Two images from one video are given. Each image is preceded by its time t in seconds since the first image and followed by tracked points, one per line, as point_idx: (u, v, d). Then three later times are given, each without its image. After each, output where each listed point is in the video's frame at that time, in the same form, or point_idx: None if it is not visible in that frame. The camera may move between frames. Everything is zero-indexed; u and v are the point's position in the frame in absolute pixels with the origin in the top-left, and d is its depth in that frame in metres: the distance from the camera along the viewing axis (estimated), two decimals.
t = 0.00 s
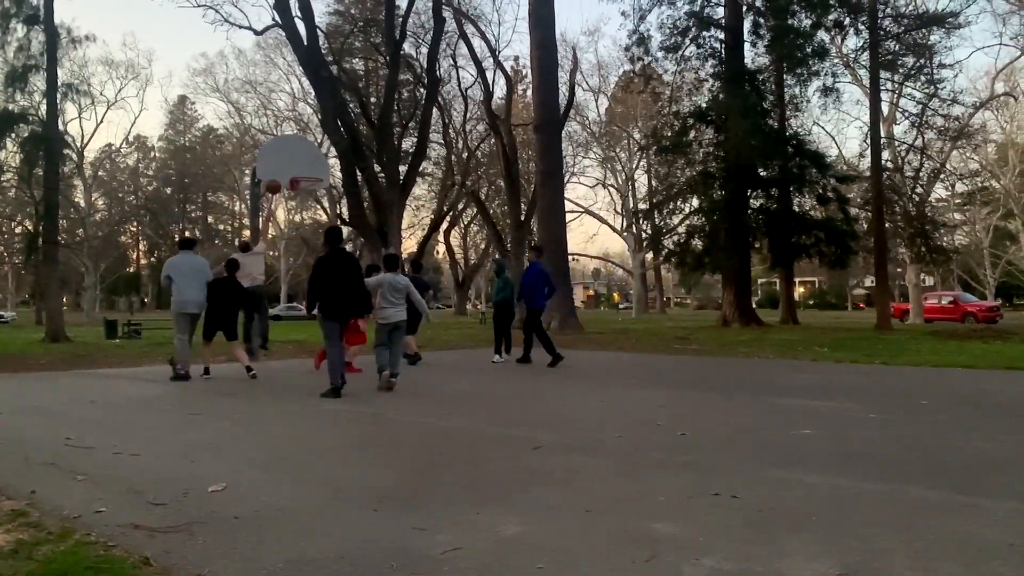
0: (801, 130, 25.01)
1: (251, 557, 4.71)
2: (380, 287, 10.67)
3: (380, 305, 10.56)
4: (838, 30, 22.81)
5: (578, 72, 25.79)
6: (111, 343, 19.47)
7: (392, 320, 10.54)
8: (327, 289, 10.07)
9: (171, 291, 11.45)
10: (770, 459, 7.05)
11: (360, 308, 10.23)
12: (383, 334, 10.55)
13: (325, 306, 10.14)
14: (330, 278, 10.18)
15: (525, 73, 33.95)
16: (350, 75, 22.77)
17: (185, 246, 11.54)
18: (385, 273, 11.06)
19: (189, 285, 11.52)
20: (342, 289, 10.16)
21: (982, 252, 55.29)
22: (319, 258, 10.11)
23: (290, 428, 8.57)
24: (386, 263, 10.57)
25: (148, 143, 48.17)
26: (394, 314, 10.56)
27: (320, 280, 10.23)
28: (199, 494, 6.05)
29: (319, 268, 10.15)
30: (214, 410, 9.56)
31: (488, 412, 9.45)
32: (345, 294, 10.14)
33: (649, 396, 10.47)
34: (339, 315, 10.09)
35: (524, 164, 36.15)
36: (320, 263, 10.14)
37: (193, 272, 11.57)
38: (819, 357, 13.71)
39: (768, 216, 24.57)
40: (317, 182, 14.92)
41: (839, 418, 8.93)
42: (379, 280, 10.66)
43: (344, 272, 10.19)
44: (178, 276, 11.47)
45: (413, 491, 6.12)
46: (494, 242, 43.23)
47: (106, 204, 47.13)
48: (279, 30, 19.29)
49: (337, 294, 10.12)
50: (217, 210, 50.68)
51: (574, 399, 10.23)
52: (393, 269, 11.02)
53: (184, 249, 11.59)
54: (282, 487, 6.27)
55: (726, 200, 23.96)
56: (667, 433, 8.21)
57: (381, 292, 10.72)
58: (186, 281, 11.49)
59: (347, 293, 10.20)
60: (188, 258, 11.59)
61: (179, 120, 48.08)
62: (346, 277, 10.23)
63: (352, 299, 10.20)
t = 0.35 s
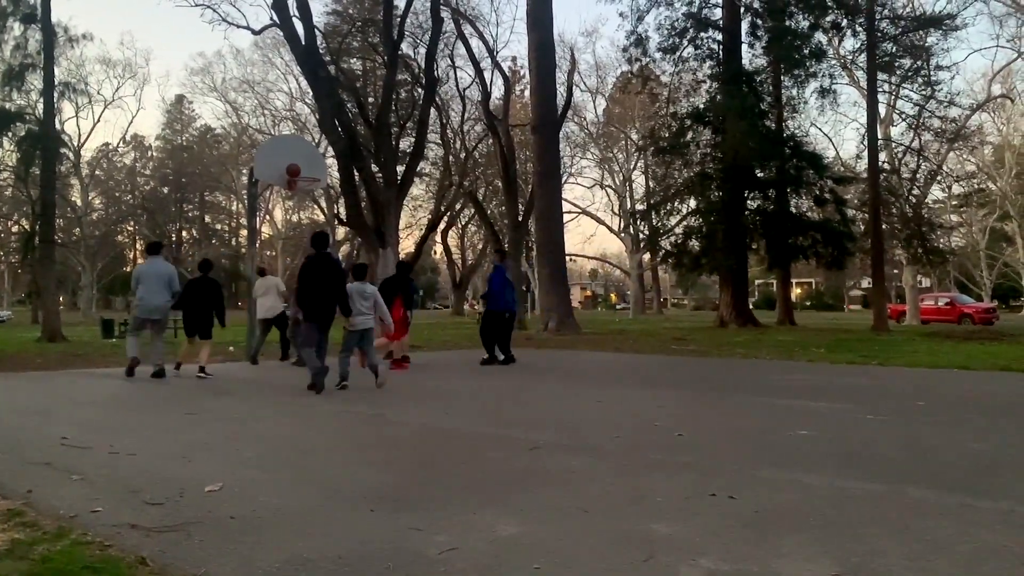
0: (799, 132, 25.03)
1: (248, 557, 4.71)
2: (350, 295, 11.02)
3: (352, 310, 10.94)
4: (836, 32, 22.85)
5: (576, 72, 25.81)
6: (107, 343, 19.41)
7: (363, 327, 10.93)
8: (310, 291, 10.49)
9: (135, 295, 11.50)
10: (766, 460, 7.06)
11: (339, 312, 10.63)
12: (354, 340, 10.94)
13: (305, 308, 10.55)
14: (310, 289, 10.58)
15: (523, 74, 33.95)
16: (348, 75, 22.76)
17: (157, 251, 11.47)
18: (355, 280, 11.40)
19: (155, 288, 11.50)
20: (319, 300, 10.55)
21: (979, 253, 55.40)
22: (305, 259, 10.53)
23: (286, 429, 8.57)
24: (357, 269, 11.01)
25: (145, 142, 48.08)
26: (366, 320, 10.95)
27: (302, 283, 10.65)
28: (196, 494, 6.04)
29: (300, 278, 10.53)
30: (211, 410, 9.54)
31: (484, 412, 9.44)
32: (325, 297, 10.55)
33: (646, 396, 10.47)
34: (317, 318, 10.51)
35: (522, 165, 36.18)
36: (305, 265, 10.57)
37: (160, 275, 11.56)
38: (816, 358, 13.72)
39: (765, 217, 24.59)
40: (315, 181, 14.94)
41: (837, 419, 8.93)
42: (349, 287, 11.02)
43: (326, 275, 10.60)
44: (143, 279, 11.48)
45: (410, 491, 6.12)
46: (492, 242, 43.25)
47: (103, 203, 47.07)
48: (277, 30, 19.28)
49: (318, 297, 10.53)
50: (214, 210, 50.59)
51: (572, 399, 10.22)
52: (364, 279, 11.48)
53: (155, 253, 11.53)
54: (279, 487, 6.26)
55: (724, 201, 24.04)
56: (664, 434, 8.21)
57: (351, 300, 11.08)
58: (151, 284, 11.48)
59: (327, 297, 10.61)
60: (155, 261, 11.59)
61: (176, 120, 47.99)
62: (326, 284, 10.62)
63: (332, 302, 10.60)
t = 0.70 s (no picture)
0: (798, 131, 25.01)
1: (247, 556, 4.71)
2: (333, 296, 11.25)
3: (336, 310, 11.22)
4: (835, 31, 22.85)
5: (575, 71, 25.78)
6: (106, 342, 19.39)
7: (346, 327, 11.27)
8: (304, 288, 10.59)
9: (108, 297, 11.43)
10: (765, 460, 7.06)
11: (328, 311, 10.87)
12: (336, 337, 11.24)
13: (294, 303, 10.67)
14: (301, 284, 10.67)
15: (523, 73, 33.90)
16: (348, 74, 22.72)
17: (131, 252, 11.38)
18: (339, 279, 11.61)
19: (128, 290, 11.36)
20: (310, 297, 10.68)
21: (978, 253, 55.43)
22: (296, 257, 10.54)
23: (284, 428, 8.56)
24: (342, 272, 11.24)
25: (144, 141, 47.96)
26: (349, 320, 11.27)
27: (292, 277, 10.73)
28: (194, 493, 6.03)
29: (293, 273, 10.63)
30: (209, 409, 9.53)
31: (483, 412, 9.44)
32: (316, 294, 10.69)
33: (645, 396, 10.45)
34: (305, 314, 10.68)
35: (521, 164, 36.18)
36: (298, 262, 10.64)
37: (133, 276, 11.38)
38: (816, 358, 13.71)
39: (764, 216, 24.59)
40: (314, 181, 14.92)
41: (836, 419, 8.91)
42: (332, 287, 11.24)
43: (316, 274, 10.70)
44: (116, 280, 11.36)
45: (408, 491, 6.11)
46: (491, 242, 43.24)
47: (102, 202, 47.00)
48: (276, 29, 19.25)
49: (310, 295, 10.66)
50: (213, 209, 50.47)
51: (571, 399, 10.21)
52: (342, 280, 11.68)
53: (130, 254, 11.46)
54: (277, 486, 6.25)
55: (722, 200, 24.06)
56: (662, 433, 8.21)
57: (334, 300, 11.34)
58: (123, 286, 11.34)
59: (318, 295, 10.75)
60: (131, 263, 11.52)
61: (175, 119, 47.91)
62: (315, 281, 10.70)
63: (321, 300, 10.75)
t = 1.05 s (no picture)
0: (797, 130, 24.96)
1: (247, 554, 4.69)
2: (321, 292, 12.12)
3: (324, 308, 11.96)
4: (834, 30, 22.84)
5: (573, 69, 25.71)
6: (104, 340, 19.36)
7: (332, 322, 11.99)
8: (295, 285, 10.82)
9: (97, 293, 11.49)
10: (765, 458, 7.06)
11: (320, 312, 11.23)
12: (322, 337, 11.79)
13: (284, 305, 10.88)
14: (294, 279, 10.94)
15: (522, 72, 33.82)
16: (346, 72, 22.64)
17: (116, 246, 11.41)
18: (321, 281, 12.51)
19: (113, 285, 11.37)
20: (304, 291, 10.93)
21: (975, 252, 55.51)
22: (288, 253, 10.87)
23: (283, 426, 8.55)
24: (329, 270, 12.17)
25: (143, 139, 47.94)
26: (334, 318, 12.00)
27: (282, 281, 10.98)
28: (192, 491, 6.02)
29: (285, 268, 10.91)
30: (209, 408, 9.51)
31: (482, 410, 9.42)
32: (308, 296, 10.97)
33: (644, 394, 10.45)
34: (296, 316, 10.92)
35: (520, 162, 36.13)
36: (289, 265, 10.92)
37: (119, 272, 11.41)
38: (814, 356, 13.71)
39: (763, 215, 24.65)
40: (312, 180, 14.89)
41: (835, 417, 8.90)
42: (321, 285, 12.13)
43: (307, 277, 11.00)
44: (101, 276, 11.42)
45: (406, 489, 6.11)
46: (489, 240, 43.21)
47: (100, 199, 46.90)
48: (274, 27, 19.19)
49: (301, 296, 10.90)
50: (212, 207, 50.51)
51: (569, 397, 10.19)
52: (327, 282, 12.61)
53: (116, 248, 11.50)
54: (276, 484, 6.24)
55: (721, 199, 24.06)
56: (662, 432, 8.20)
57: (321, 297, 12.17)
58: (109, 282, 11.37)
59: (308, 296, 11.03)
60: (117, 257, 11.53)
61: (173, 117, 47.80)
62: (307, 275, 11.01)
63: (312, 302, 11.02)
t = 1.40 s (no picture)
0: (797, 129, 24.94)
1: (248, 554, 4.70)
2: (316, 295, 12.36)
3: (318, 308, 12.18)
4: (834, 29, 22.83)
5: (573, 69, 25.71)
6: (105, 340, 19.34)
7: (324, 322, 12.07)
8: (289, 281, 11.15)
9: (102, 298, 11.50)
10: (765, 458, 7.05)
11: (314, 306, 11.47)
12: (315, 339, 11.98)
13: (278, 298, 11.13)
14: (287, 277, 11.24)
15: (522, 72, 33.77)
16: (346, 72, 22.63)
17: (121, 251, 11.44)
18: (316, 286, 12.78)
19: (118, 290, 11.39)
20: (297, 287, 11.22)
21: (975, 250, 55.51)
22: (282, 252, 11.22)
23: (283, 426, 8.55)
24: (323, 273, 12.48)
25: (143, 140, 47.96)
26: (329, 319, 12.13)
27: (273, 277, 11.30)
28: (193, 492, 6.02)
29: (279, 266, 11.25)
30: (209, 408, 9.51)
31: (482, 410, 9.42)
32: (301, 290, 11.24)
33: (644, 394, 10.44)
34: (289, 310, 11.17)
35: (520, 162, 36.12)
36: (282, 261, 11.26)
37: (123, 278, 11.43)
38: (815, 356, 13.69)
39: (763, 215, 24.67)
40: (313, 180, 14.91)
41: (836, 417, 8.89)
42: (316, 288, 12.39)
43: (301, 273, 11.31)
44: (106, 283, 11.48)
45: (407, 489, 6.11)
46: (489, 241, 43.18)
47: (100, 200, 46.88)
48: (274, 28, 19.18)
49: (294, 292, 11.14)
50: (212, 208, 50.56)
51: (570, 397, 10.19)
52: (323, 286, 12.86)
53: (122, 253, 11.54)
54: (276, 484, 6.24)
55: (721, 199, 24.06)
56: (663, 432, 8.19)
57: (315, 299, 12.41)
58: (113, 287, 11.39)
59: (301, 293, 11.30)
60: (122, 262, 11.56)
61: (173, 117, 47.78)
62: (299, 273, 11.32)
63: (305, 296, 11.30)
